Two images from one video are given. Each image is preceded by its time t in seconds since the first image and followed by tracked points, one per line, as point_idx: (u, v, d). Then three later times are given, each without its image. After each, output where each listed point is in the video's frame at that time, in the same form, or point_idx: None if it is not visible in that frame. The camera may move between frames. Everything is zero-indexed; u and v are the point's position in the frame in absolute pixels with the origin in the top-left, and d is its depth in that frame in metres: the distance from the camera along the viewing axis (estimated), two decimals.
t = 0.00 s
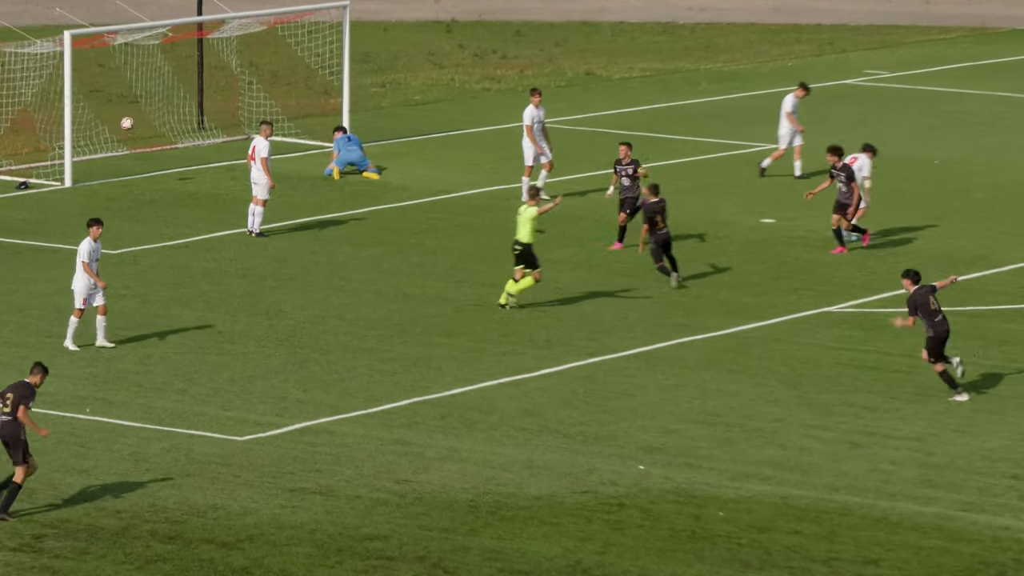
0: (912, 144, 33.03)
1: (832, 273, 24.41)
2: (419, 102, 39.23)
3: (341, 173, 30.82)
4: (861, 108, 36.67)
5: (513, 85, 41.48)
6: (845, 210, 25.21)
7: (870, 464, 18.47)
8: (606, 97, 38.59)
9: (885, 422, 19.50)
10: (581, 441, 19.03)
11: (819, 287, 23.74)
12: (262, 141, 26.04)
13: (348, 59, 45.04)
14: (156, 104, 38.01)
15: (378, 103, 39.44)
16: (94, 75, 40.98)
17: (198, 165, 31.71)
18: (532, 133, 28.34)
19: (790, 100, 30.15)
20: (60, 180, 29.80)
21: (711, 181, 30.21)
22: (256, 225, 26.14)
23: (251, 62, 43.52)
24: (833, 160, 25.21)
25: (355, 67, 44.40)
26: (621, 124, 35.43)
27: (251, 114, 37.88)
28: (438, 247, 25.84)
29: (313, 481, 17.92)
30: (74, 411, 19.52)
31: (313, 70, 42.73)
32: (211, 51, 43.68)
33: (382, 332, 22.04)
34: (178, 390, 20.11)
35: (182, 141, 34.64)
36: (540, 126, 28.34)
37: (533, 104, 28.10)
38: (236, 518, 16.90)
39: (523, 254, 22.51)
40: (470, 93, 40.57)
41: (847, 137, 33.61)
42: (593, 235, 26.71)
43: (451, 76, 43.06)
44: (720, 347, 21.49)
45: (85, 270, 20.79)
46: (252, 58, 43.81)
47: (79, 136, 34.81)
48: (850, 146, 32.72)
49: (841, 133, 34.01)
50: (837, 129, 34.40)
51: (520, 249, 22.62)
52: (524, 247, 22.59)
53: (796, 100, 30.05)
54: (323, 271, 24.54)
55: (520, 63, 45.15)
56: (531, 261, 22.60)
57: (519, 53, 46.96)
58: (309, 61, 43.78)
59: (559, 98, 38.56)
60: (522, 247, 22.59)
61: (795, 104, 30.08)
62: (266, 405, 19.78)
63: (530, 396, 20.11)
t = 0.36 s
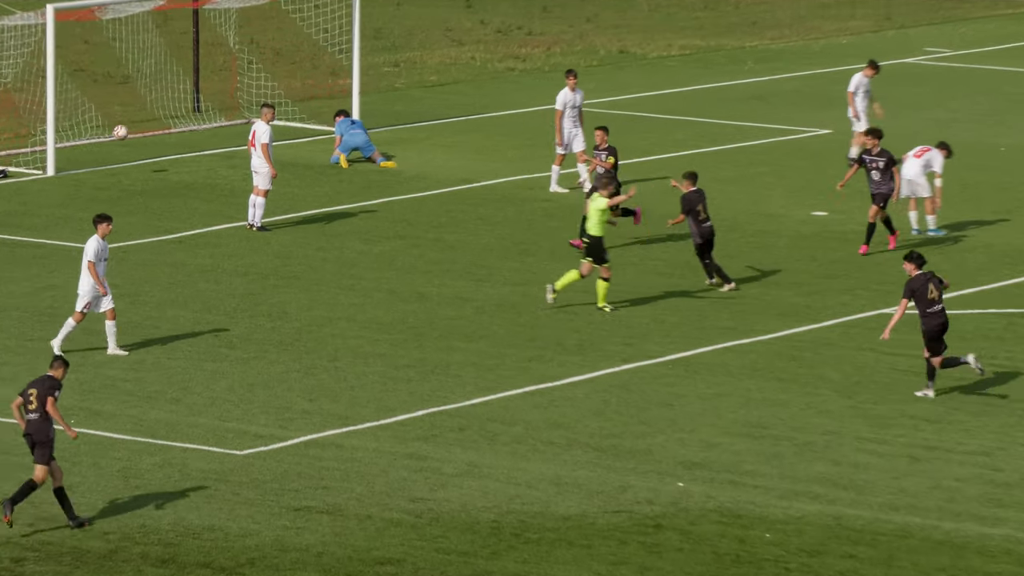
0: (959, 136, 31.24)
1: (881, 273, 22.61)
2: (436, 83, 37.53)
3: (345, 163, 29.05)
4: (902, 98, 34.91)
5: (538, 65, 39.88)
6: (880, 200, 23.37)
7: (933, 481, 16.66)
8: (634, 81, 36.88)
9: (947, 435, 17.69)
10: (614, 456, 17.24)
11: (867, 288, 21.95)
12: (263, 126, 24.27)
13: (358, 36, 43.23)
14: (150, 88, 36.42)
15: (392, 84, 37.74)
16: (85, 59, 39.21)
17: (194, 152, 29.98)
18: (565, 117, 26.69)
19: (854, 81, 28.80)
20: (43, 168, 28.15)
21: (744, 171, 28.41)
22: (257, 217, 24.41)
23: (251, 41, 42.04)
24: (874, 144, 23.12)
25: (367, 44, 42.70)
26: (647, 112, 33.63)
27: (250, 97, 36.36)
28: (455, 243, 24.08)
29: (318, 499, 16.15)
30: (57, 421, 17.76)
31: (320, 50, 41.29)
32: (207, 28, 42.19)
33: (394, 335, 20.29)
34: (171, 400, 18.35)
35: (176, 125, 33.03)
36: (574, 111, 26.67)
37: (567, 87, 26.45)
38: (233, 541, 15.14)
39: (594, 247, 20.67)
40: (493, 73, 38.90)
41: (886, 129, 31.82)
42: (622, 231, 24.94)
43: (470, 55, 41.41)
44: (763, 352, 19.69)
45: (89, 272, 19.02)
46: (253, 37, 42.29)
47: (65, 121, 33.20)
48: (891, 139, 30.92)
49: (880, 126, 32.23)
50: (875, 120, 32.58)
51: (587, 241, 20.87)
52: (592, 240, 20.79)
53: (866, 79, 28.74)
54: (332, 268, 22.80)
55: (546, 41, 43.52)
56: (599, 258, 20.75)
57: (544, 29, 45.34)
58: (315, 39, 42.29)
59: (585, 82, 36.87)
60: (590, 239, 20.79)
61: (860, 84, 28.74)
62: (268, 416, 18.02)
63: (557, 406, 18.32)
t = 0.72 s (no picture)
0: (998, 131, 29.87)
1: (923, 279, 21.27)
2: (452, 70, 36.24)
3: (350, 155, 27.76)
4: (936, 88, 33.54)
5: (561, 50, 38.67)
6: (901, 203, 22.01)
7: (989, 500, 15.30)
8: (657, 70, 35.57)
9: (1002, 449, 16.33)
10: (643, 472, 15.89)
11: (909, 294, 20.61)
12: (263, 117, 23.06)
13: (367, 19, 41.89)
14: (144, 80, 35.20)
15: (405, 71, 36.47)
16: (80, 44, 37.91)
17: (189, 144, 28.67)
18: (597, 107, 25.74)
19: (913, 70, 28.01)
20: (27, 162, 26.89)
21: (772, 166, 27.06)
22: (257, 214, 23.11)
23: (251, 24, 40.78)
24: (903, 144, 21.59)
25: (378, 27, 41.38)
26: (667, 102, 32.24)
27: (248, 90, 35.21)
28: (469, 242, 22.75)
29: (322, 519, 14.82)
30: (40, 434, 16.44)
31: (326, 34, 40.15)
32: (203, 13, 40.95)
33: (405, 341, 18.97)
34: (164, 412, 17.04)
35: (169, 117, 31.80)
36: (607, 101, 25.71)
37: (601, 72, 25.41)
38: (228, 565, 13.82)
39: (657, 248, 19.54)
40: (514, 58, 37.64)
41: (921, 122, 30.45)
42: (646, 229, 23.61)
43: (489, 39, 40.14)
44: (801, 362, 18.33)
45: (93, 271, 17.68)
46: (252, 21, 41.01)
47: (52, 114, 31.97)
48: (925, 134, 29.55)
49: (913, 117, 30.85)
50: (908, 112, 31.22)
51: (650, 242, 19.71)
52: (654, 241, 19.63)
53: (928, 68, 27.87)
54: (339, 269, 21.48)
55: (570, 24, 42.24)
56: (656, 261, 19.61)
57: (568, 12, 44.04)
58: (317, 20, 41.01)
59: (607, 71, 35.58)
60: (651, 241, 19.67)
61: (921, 72, 27.89)
62: (269, 429, 16.70)
63: (581, 419, 16.98)
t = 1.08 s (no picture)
0: None
1: (972, 289, 19.75)
2: (469, 56, 34.73)
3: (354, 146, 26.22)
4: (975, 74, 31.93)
5: (585, 34, 37.12)
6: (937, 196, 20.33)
7: None
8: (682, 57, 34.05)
9: None
10: (678, 498, 14.37)
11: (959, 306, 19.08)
12: (257, 109, 21.59)
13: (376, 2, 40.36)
14: (135, 72, 33.77)
15: (417, 57, 34.96)
16: (67, 33, 36.33)
17: (180, 138, 27.17)
18: (637, 95, 24.01)
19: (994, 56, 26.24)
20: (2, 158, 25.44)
21: (804, 162, 25.51)
22: (253, 216, 21.66)
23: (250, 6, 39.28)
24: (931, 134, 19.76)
25: (386, 9, 39.83)
26: (691, 93, 30.68)
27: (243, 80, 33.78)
28: (483, 245, 21.25)
29: (322, 550, 13.33)
30: (13, 457, 14.97)
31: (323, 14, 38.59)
32: None
33: (414, 354, 17.47)
34: (151, 432, 15.56)
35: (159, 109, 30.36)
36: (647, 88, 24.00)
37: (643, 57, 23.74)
38: None
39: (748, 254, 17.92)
40: (536, 43, 36.15)
41: (961, 113, 28.87)
42: (672, 230, 22.08)
43: (508, 22, 38.60)
44: (847, 379, 16.81)
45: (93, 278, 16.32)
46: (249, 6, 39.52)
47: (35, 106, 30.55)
48: (966, 126, 27.96)
49: (953, 107, 29.27)
50: (947, 102, 29.63)
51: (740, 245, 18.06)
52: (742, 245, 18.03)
53: (1012, 56, 26.12)
54: (343, 275, 19.99)
55: (595, 6, 40.70)
56: (745, 266, 18.06)
57: None
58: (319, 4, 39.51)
59: (630, 57, 34.05)
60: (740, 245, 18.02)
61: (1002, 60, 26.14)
62: (266, 451, 15.21)
63: (607, 440, 15.47)
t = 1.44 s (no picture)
0: None
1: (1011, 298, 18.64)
2: (479, 46, 33.65)
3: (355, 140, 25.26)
4: (1005, 67, 30.80)
5: (601, 23, 36.04)
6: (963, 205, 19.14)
7: None
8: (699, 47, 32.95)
9: None
10: (707, 523, 13.27)
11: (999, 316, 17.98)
12: (255, 105, 20.62)
13: None
14: (124, 66, 32.73)
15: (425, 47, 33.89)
16: (50, 22, 35.28)
17: (174, 136, 26.11)
18: (670, 89, 23.00)
19: None
20: None
21: (828, 162, 24.40)
22: (249, 219, 20.62)
23: None
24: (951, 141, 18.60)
25: None
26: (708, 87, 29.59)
27: (235, 73, 32.76)
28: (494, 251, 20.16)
29: None
30: None
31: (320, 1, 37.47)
32: None
33: (420, 367, 16.39)
34: (138, 451, 14.48)
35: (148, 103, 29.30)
36: (681, 82, 23.01)
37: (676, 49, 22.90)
38: None
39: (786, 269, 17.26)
40: (551, 33, 35.07)
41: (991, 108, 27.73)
42: (692, 234, 20.99)
43: (521, 11, 37.50)
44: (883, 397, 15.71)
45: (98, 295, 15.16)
46: None
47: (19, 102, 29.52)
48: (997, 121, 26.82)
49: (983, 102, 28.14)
50: (976, 96, 28.49)
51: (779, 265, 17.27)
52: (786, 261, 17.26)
53: None
54: (346, 282, 18.91)
55: None
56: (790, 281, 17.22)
57: None
58: None
59: (646, 48, 32.97)
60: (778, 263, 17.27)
61: None
62: (262, 472, 14.13)
63: (629, 461, 14.37)
